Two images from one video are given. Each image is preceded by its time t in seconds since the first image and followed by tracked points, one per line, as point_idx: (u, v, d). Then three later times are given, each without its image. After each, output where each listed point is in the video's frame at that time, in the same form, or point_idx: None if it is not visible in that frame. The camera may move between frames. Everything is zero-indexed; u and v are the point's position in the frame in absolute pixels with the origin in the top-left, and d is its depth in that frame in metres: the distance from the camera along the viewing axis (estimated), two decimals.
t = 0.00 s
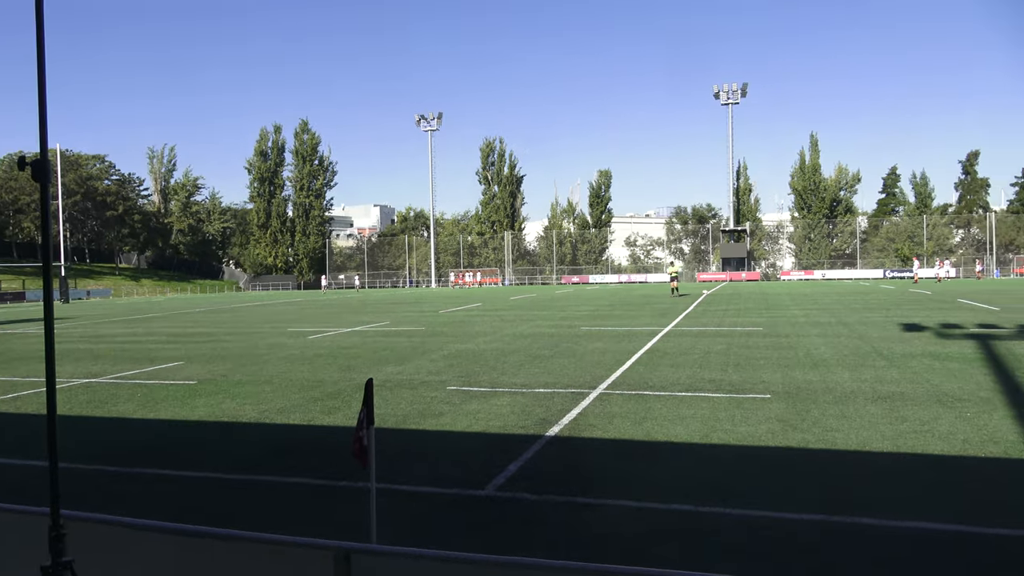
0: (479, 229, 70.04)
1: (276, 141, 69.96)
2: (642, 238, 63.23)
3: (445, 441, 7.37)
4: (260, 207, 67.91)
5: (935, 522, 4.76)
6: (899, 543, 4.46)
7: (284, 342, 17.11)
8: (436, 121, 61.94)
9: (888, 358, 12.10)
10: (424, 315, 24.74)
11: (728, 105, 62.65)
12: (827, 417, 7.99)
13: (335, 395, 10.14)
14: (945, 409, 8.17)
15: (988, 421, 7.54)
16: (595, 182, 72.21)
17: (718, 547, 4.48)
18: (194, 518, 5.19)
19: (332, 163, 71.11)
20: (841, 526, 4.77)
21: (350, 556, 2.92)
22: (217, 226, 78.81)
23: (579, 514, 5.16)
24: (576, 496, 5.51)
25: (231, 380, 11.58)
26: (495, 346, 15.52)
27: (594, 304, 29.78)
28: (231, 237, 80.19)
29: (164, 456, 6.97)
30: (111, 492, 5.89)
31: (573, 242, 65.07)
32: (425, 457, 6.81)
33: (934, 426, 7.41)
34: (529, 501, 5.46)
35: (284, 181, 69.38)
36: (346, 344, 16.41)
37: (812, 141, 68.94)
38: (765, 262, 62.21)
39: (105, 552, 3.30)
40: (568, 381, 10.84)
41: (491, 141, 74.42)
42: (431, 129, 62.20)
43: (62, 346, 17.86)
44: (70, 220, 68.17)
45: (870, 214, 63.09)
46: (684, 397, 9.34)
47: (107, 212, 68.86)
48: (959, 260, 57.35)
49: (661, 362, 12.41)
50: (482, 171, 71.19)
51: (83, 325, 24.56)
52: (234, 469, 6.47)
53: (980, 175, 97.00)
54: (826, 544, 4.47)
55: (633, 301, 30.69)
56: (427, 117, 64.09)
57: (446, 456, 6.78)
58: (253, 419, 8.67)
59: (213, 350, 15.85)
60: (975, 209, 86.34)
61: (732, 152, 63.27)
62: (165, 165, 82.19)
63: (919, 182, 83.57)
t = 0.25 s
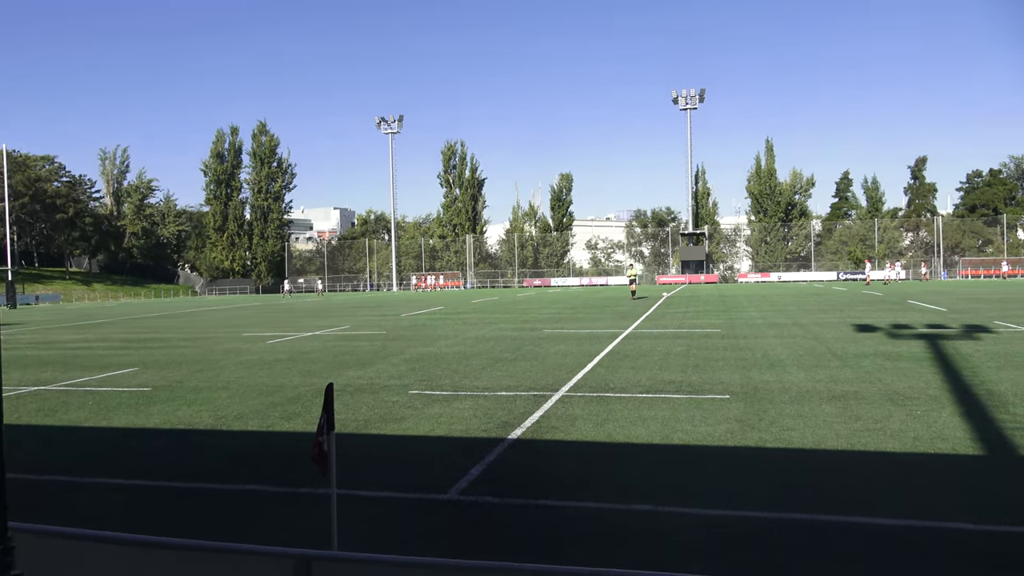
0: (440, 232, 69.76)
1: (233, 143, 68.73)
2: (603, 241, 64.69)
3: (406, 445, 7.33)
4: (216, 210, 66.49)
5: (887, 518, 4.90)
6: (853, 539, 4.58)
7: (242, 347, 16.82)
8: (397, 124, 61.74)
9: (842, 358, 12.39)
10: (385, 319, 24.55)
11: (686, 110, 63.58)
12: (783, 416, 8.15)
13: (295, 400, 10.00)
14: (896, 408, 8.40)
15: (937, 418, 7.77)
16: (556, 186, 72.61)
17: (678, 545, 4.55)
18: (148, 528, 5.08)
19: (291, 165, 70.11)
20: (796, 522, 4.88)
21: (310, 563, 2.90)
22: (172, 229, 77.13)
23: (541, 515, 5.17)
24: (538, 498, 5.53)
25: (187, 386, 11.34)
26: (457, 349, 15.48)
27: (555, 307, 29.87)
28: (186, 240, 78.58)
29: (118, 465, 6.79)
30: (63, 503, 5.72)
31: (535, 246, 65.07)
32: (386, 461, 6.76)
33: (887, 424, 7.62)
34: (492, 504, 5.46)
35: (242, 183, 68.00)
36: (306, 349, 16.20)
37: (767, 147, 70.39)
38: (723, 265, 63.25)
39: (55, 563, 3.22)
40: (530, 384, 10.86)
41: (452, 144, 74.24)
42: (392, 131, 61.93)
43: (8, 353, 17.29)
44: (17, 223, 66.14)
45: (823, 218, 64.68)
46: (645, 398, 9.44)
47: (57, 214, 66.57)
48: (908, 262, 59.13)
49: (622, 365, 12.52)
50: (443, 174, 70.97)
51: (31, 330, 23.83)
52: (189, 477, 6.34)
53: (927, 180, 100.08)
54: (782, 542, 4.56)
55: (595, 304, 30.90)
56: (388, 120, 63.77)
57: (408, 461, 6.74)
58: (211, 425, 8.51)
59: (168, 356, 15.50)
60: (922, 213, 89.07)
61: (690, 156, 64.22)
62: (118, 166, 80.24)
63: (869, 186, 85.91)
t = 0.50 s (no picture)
0: (408, 235, 69.37)
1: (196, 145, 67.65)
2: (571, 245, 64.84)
3: (373, 451, 7.27)
4: (179, 212, 65.42)
5: (849, 516, 4.99)
6: (814, 537, 4.66)
7: (205, 353, 16.55)
8: (364, 126, 61.51)
9: (805, 359, 12.61)
10: (353, 323, 24.32)
11: (652, 115, 64.21)
12: (748, 417, 8.26)
13: (260, 406, 9.87)
14: (857, 407, 8.57)
15: (896, 417, 7.95)
16: (524, 189, 72.75)
17: (645, 547, 4.59)
18: (108, 538, 4.96)
19: (255, 168, 69.18)
20: (762, 522, 4.94)
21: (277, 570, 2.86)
22: (133, 232, 75.49)
23: (508, 519, 5.17)
24: (506, 502, 5.53)
25: (149, 393, 11.12)
26: (425, 353, 15.42)
27: (524, 310, 29.90)
28: (148, 243, 77.01)
29: (77, 474, 6.62)
30: (19, 514, 5.56)
31: (502, 249, 65.41)
32: (352, 467, 6.69)
33: (847, 423, 7.77)
34: (460, 508, 5.44)
35: (204, 186, 66.86)
36: (271, 354, 16.00)
37: (731, 151, 71.38)
38: (689, 267, 63.96)
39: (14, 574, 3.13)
40: (499, 388, 10.84)
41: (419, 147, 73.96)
42: (358, 134, 61.60)
43: None
44: None
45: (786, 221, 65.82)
46: (614, 401, 9.47)
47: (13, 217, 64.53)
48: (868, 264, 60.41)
49: (590, 367, 12.58)
50: (410, 177, 70.65)
51: None
52: (151, 486, 6.21)
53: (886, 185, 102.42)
54: (746, 541, 4.63)
55: (563, 307, 31.03)
56: (354, 122, 63.39)
57: (375, 466, 6.69)
58: (173, 433, 8.34)
59: (129, 362, 15.19)
60: (881, 217, 91.05)
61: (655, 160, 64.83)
62: (76, 168, 78.45)
63: (831, 190, 87.57)
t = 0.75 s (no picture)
0: (379, 239, 68.93)
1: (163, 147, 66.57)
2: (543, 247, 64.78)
3: (344, 456, 7.21)
4: (145, 215, 64.22)
5: (817, 514, 5.07)
6: (782, 536, 4.74)
7: (172, 358, 16.28)
8: (334, 129, 61.11)
9: (773, 360, 12.80)
10: (324, 327, 24.12)
11: (622, 119, 64.69)
12: (718, 418, 8.36)
13: (229, 411, 9.73)
14: (825, 407, 8.72)
15: (862, 417, 8.10)
16: (496, 193, 72.81)
17: (619, 548, 4.62)
18: (72, 547, 4.86)
19: (223, 170, 68.24)
20: (731, 522, 5.00)
21: None
22: (97, 236, 73.63)
23: (482, 522, 5.17)
24: (479, 505, 5.53)
25: (114, 399, 10.91)
26: (396, 357, 15.33)
27: (496, 313, 29.89)
28: (113, 247, 75.37)
29: (40, 483, 6.48)
30: None
31: (475, 252, 65.16)
32: (324, 472, 6.64)
33: (815, 423, 7.90)
34: (433, 512, 5.43)
35: (171, 188, 65.80)
36: (240, 359, 15.79)
37: (701, 156, 72.15)
38: (659, 270, 64.53)
39: None
40: (471, 391, 10.84)
41: (391, 150, 73.56)
42: (329, 136, 61.20)
43: None
44: None
45: (754, 225, 66.74)
46: (585, 403, 9.52)
47: None
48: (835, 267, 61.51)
49: (562, 370, 12.62)
50: (382, 180, 70.30)
51: None
52: (117, 494, 6.10)
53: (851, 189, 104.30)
54: (717, 541, 4.68)
55: (535, 310, 31.09)
56: (324, 125, 62.95)
57: (346, 471, 6.64)
58: (140, 439, 8.20)
59: (93, 368, 14.88)
60: (846, 220, 92.67)
61: (626, 164, 65.32)
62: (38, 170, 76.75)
63: (798, 195, 88.92)
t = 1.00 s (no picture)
0: (354, 241, 68.49)
1: (133, 148, 65.41)
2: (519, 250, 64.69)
3: (319, 461, 7.15)
4: (115, 218, 62.74)
5: (790, 514, 5.14)
6: (756, 536, 4.77)
7: (142, 362, 16.00)
8: (309, 131, 60.64)
9: (746, 362, 12.93)
10: (297, 330, 23.88)
11: (597, 122, 65.02)
12: (693, 419, 8.43)
13: (201, 417, 9.59)
14: (796, 408, 8.83)
15: (833, 417, 8.23)
16: (471, 196, 72.73)
17: (596, 550, 4.64)
18: (37, 559, 4.75)
19: (195, 172, 67.23)
20: (705, 523, 5.04)
21: None
22: (65, 239, 71.80)
23: (457, 526, 5.16)
24: (455, 509, 5.51)
25: (82, 405, 10.68)
26: (372, 360, 15.24)
27: (471, 316, 29.83)
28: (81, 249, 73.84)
29: (6, 492, 6.33)
30: None
31: (450, 255, 65.46)
32: (298, 477, 6.58)
33: (787, 424, 8.00)
34: (408, 516, 5.40)
35: (142, 191, 64.54)
36: (212, 363, 15.57)
37: (675, 159, 72.76)
38: (634, 273, 64.89)
39: None
40: (447, 394, 10.80)
41: (365, 152, 73.09)
42: (303, 138, 60.78)
43: None
44: None
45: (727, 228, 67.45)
46: (561, 406, 9.55)
47: None
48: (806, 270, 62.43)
49: (538, 372, 12.63)
50: (356, 183, 69.83)
51: None
52: (85, 501, 5.99)
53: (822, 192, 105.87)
54: (691, 541, 4.73)
55: (510, 313, 31.10)
56: (298, 127, 62.41)
57: (321, 476, 6.58)
58: (109, 446, 8.04)
59: (60, 374, 14.57)
60: (818, 224, 93.92)
61: (601, 167, 65.62)
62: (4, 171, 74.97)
63: (770, 198, 89.97)
